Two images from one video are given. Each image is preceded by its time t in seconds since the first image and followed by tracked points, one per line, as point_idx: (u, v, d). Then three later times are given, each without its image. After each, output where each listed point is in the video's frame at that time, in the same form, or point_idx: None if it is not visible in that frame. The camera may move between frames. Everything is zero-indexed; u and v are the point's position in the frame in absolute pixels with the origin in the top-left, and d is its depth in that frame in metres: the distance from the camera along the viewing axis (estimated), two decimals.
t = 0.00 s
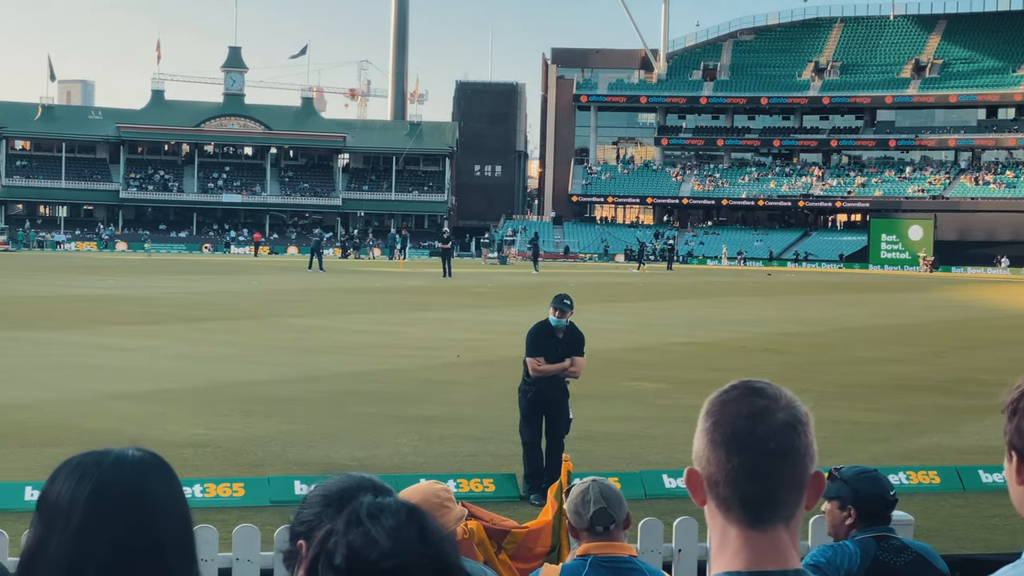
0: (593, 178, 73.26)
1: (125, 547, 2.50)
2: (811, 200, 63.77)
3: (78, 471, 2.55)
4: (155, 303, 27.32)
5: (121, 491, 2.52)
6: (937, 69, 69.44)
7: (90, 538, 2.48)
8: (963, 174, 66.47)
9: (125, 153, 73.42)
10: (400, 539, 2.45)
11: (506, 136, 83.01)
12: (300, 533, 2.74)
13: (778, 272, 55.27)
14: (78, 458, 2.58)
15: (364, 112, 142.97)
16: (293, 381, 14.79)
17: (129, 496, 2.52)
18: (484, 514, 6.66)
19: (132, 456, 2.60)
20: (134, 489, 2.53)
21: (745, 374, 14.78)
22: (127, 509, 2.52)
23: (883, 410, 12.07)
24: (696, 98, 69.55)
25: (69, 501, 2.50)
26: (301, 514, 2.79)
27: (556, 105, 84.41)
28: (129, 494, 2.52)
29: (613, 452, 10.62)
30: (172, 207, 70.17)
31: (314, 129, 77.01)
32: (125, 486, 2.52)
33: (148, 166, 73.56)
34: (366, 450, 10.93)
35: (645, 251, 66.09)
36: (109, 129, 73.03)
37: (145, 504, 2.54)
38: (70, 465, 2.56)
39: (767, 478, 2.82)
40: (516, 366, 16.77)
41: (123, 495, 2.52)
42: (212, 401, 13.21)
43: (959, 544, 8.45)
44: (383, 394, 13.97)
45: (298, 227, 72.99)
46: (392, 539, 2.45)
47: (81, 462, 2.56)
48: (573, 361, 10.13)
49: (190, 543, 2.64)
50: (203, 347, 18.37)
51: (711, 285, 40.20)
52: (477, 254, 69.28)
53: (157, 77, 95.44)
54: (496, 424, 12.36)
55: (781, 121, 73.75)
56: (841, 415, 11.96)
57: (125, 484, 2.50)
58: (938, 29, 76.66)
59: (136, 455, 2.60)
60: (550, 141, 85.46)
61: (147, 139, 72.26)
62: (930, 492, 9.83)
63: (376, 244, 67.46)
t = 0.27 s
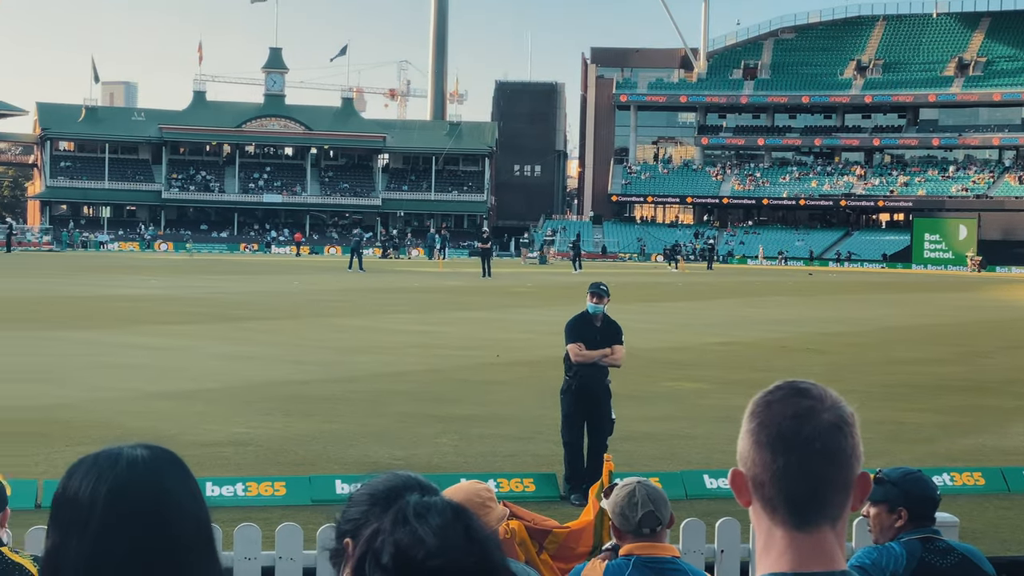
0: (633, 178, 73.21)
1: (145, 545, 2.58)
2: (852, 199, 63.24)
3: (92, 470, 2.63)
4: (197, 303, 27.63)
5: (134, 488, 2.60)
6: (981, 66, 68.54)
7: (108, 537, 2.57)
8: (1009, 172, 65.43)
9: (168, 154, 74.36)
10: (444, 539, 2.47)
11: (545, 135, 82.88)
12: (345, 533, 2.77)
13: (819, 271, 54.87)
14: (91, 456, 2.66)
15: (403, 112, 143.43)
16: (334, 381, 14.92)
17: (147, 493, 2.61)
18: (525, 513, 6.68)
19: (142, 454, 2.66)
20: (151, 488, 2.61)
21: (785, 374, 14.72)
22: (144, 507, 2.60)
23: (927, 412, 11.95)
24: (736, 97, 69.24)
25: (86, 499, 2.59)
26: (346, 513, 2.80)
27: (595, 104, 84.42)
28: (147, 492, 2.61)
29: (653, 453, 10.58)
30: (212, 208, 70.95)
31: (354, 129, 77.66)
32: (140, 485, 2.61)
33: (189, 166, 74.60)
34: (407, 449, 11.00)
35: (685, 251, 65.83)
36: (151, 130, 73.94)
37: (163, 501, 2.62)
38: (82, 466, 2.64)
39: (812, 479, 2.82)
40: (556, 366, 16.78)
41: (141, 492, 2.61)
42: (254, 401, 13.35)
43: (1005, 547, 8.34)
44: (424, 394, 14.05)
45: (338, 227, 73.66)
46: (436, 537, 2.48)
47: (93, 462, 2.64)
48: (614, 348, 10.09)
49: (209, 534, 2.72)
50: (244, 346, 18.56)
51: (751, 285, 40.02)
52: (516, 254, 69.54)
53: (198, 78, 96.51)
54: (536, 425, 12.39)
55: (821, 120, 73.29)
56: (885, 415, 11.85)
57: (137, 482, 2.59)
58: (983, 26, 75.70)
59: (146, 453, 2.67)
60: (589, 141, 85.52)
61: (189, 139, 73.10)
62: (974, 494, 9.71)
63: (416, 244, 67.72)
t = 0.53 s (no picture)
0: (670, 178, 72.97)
1: (164, 545, 2.68)
2: (891, 200, 62.65)
3: (112, 471, 2.75)
4: (237, 303, 27.95)
5: (152, 488, 2.72)
6: None
7: (130, 537, 2.69)
8: None
9: (206, 155, 75.13)
10: (477, 540, 2.50)
11: (582, 136, 82.93)
12: (381, 533, 2.82)
13: (858, 272, 54.40)
14: (109, 458, 2.78)
15: (440, 112, 144.02)
16: (373, 381, 15.03)
17: (166, 493, 2.72)
18: (564, 514, 6.69)
19: (159, 456, 2.78)
20: (170, 489, 2.72)
21: (824, 375, 14.62)
22: (164, 507, 2.71)
23: (968, 414, 11.82)
24: (773, 96, 68.80)
25: (108, 498, 2.70)
26: (381, 514, 2.85)
27: (632, 105, 84.34)
28: (164, 492, 2.72)
29: (691, 454, 10.55)
30: (251, 209, 71.67)
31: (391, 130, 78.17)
32: (158, 485, 2.72)
33: (228, 168, 75.42)
34: (444, 450, 11.05)
35: (722, 252, 65.54)
36: (191, 132, 74.76)
37: (182, 501, 2.73)
38: (99, 468, 2.76)
39: (854, 481, 2.82)
40: (593, 367, 16.79)
41: (160, 492, 2.72)
42: (294, 401, 13.48)
43: None
44: (461, 395, 14.12)
45: (375, 228, 74.20)
46: (470, 538, 2.50)
47: (113, 462, 2.76)
48: (651, 349, 10.09)
49: (226, 532, 2.82)
50: (284, 347, 18.74)
51: (790, 285, 39.78)
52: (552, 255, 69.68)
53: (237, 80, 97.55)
54: (572, 426, 12.40)
55: (860, 119, 72.67)
56: (925, 417, 11.75)
57: (155, 482, 2.70)
58: None
59: (163, 455, 2.79)
60: (625, 141, 85.41)
61: (228, 140, 73.87)
62: (1018, 496, 9.59)
63: (452, 245, 67.99)
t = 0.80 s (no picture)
0: (703, 179, 72.73)
1: (175, 546, 2.79)
2: (927, 200, 62.09)
3: (120, 474, 2.85)
4: (273, 304, 28.25)
5: (160, 489, 2.82)
6: None
7: (142, 539, 2.78)
8: None
9: (241, 157, 75.85)
10: (509, 540, 2.54)
11: (615, 137, 82.90)
12: (411, 534, 2.87)
13: (894, 273, 53.93)
14: (119, 463, 2.88)
15: (473, 114, 144.48)
16: (406, 382, 15.14)
17: (177, 494, 2.82)
18: (599, 514, 6.70)
19: (167, 458, 2.89)
20: (181, 491, 2.83)
21: (859, 376, 14.53)
22: (175, 507, 2.81)
23: (1006, 416, 11.72)
24: (807, 96, 68.40)
25: (117, 501, 2.81)
26: (412, 514, 2.91)
27: (665, 106, 84.20)
28: (173, 493, 2.82)
29: (726, 455, 10.52)
30: (285, 210, 72.14)
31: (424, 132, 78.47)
32: (168, 484, 2.83)
33: (263, 170, 76.11)
34: (478, 450, 11.11)
35: (757, 253, 65.16)
36: (226, 134, 75.49)
37: (191, 501, 2.83)
38: (110, 472, 2.87)
39: (893, 482, 2.84)
40: (626, 368, 16.80)
41: (170, 492, 2.82)
42: (328, 401, 13.61)
43: None
44: (494, 396, 14.17)
45: (409, 229, 74.65)
46: (502, 538, 2.54)
47: (124, 466, 2.87)
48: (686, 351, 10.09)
49: (239, 528, 2.92)
50: (318, 347, 18.92)
51: (825, 286, 39.56)
52: (585, 256, 69.73)
53: (272, 82, 98.36)
54: (606, 428, 12.41)
55: (895, 120, 72.09)
56: (962, 418, 11.66)
57: (164, 482, 2.80)
58: None
59: (172, 456, 2.90)
60: (659, 142, 85.27)
61: (263, 142, 74.41)
62: None
63: (485, 246, 68.25)
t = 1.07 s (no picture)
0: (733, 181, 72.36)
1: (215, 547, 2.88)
2: (959, 202, 61.50)
3: (163, 473, 2.97)
4: (303, 306, 28.45)
5: (200, 489, 2.93)
6: None
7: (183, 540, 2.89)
8: None
9: (271, 160, 76.34)
10: (544, 542, 2.59)
11: (644, 139, 82.71)
12: (446, 536, 2.92)
13: (925, 276, 53.44)
14: (162, 464, 3.00)
15: (503, 116, 144.68)
16: (436, 384, 15.23)
17: (217, 495, 2.93)
18: (630, 517, 6.72)
19: (210, 460, 3.00)
20: (221, 491, 2.94)
21: (891, 379, 14.45)
22: (213, 507, 2.91)
23: None
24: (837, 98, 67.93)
25: (159, 501, 2.92)
26: (447, 517, 2.97)
27: (694, 108, 83.91)
28: (214, 494, 2.93)
29: (757, 458, 10.50)
30: (315, 213, 72.62)
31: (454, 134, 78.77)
32: (209, 485, 2.94)
33: (293, 172, 76.59)
34: (508, 452, 11.17)
35: (787, 255, 64.85)
36: (256, 136, 75.99)
37: (231, 502, 2.93)
38: (151, 473, 2.98)
39: (929, 487, 2.86)
40: (655, 370, 16.80)
41: (209, 491, 2.93)
42: (358, 403, 13.73)
43: None
44: (524, 398, 14.22)
45: (437, 232, 74.88)
46: (537, 540, 2.59)
47: (164, 467, 2.98)
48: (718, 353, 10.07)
49: (278, 529, 3.02)
50: (349, 349, 19.05)
51: (856, 289, 39.30)
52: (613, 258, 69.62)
53: (302, 84, 98.99)
54: (636, 431, 12.42)
55: (927, 121, 71.45)
56: (995, 422, 11.56)
57: (203, 482, 2.91)
58: None
59: (214, 458, 3.01)
60: (688, 144, 84.99)
61: (293, 145, 74.95)
62: None
63: (513, 249, 68.30)
